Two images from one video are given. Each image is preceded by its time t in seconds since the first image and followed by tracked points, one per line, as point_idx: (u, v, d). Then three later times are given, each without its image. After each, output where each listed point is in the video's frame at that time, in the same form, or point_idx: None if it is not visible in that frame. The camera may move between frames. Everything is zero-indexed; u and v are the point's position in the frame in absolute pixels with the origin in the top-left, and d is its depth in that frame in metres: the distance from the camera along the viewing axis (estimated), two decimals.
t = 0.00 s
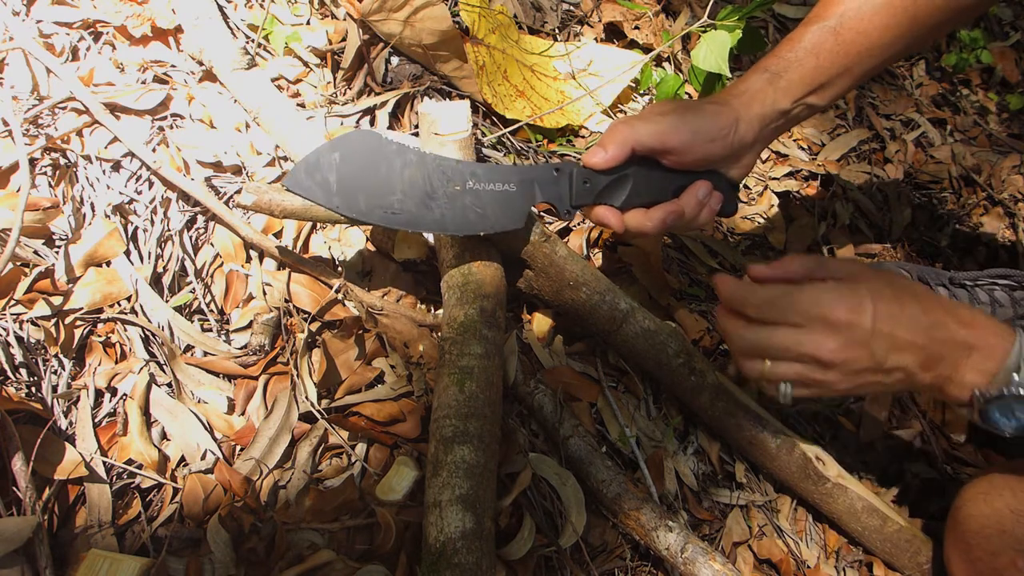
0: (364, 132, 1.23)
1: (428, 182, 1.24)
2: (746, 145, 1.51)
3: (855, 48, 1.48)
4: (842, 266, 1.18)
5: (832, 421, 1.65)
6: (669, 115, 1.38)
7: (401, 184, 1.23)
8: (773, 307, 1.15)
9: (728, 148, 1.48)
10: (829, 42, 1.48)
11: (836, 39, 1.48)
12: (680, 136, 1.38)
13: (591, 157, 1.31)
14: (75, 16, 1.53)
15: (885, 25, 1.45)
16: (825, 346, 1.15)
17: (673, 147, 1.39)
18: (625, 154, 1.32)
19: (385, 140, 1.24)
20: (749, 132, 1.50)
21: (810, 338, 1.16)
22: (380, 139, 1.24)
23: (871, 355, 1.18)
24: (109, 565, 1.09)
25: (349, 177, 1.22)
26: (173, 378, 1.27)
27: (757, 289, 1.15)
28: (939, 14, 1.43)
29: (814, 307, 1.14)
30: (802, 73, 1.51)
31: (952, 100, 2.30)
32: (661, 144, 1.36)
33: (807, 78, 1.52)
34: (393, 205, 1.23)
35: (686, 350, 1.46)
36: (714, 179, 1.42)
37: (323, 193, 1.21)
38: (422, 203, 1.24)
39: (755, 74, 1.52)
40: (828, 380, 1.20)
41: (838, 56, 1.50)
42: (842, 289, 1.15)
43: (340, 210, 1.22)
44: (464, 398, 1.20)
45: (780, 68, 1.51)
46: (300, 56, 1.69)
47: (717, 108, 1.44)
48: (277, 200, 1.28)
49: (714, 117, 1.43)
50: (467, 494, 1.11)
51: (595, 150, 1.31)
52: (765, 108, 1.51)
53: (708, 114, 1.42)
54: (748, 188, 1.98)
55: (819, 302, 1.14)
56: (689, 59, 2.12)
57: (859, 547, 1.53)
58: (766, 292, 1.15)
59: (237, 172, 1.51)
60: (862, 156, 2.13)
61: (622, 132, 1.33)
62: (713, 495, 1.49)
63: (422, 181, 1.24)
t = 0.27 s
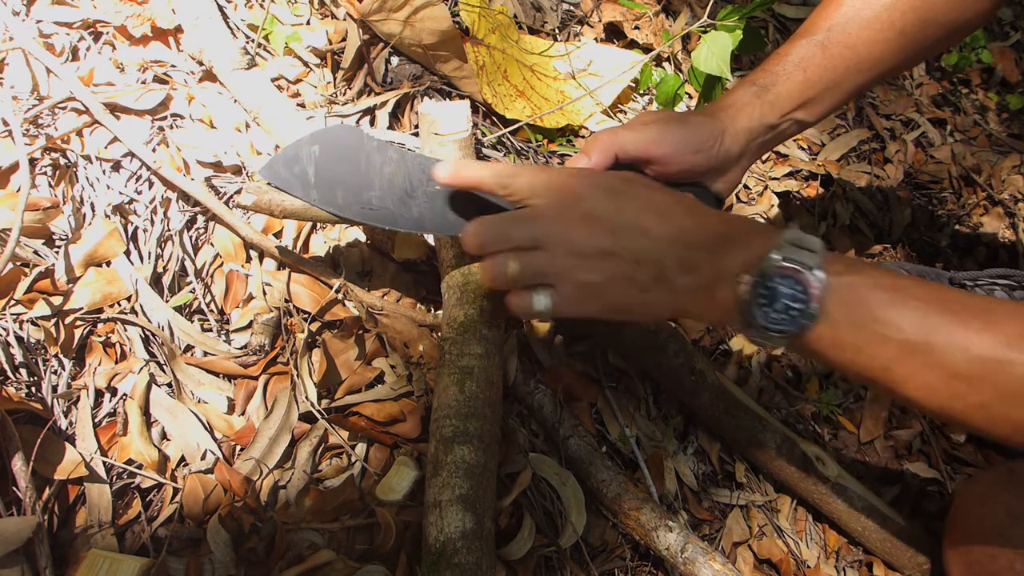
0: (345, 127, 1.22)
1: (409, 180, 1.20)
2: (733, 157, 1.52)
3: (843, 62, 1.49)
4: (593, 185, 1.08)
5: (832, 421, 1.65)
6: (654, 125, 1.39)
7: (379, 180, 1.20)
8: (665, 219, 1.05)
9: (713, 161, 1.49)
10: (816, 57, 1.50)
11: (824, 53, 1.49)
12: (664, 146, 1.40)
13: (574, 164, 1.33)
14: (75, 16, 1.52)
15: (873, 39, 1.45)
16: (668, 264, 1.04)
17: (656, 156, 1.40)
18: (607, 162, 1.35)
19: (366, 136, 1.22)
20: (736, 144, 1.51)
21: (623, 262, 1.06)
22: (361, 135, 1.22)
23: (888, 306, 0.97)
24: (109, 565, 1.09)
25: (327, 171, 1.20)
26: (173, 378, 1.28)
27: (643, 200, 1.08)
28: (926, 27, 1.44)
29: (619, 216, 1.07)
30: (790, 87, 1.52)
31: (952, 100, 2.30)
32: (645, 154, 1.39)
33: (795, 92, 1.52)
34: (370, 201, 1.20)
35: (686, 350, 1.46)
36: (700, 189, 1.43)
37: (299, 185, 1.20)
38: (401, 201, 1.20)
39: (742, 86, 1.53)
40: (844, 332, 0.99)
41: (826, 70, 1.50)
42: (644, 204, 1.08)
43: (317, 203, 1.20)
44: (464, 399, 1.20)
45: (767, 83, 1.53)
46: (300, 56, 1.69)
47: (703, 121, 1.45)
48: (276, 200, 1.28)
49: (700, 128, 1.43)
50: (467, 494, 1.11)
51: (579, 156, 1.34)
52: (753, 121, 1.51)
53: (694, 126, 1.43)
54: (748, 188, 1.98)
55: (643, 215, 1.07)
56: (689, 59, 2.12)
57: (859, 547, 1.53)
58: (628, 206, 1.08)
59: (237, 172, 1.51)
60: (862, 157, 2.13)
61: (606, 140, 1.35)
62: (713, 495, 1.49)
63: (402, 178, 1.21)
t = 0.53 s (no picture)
0: (344, 130, 1.25)
1: (406, 182, 1.26)
2: (727, 164, 1.52)
3: (836, 66, 1.49)
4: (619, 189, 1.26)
5: (831, 421, 1.65)
6: (648, 132, 1.40)
7: (377, 183, 1.24)
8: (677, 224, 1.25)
9: (705, 168, 1.48)
10: (810, 61, 1.50)
11: (817, 58, 1.49)
12: (657, 153, 1.41)
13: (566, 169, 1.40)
14: (75, 16, 1.52)
15: (864, 43, 1.47)
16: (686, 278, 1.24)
17: (649, 163, 1.41)
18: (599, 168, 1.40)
19: (364, 140, 1.26)
20: (730, 150, 1.50)
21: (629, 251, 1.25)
22: (359, 138, 1.25)
23: (901, 335, 1.09)
24: (109, 565, 1.09)
25: (327, 172, 1.22)
26: (173, 378, 1.28)
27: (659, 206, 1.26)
28: (918, 31, 1.46)
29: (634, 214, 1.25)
30: (783, 92, 1.51)
31: (952, 100, 2.30)
32: (638, 160, 1.40)
33: (788, 97, 1.51)
34: (368, 203, 1.23)
35: (686, 350, 1.46)
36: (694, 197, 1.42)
37: (299, 185, 1.21)
38: (398, 203, 1.25)
39: (736, 92, 1.52)
40: (857, 351, 1.12)
41: (819, 74, 1.50)
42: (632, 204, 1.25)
43: (316, 204, 1.21)
44: (464, 399, 1.20)
45: (760, 88, 1.52)
46: (300, 56, 1.69)
47: (696, 127, 1.44)
48: (276, 200, 1.28)
49: (693, 135, 1.43)
50: (467, 494, 1.11)
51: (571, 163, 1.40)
52: (746, 127, 1.50)
53: (687, 133, 1.42)
54: (748, 188, 1.98)
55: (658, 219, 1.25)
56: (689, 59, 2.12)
57: (859, 547, 1.53)
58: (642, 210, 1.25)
59: (237, 172, 1.51)
60: (862, 156, 2.13)
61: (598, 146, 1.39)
62: (713, 495, 1.49)
63: (399, 181, 1.25)
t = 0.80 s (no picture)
0: (343, 131, 1.23)
1: (406, 183, 1.23)
2: (727, 164, 1.52)
3: (839, 65, 1.49)
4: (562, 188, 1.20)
5: (831, 421, 1.65)
6: (649, 131, 1.38)
7: (376, 184, 1.22)
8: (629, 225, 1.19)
9: (706, 167, 1.49)
10: (813, 60, 1.50)
11: (821, 57, 1.49)
12: (660, 152, 1.39)
13: (568, 170, 1.34)
14: (75, 16, 1.52)
15: (867, 41, 1.47)
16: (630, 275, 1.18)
17: (651, 162, 1.39)
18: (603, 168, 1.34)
19: (363, 140, 1.24)
20: (731, 150, 1.50)
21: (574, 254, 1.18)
22: (358, 138, 1.23)
23: (853, 314, 1.07)
24: (109, 565, 1.09)
25: (326, 173, 1.20)
26: (173, 378, 1.28)
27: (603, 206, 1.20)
28: (920, 30, 1.46)
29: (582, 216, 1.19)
30: (786, 91, 1.51)
31: (952, 100, 2.30)
32: (640, 161, 1.37)
33: (791, 96, 1.52)
34: (367, 204, 1.21)
35: (686, 350, 1.46)
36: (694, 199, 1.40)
37: (297, 187, 1.19)
38: (398, 204, 1.22)
39: (738, 91, 1.52)
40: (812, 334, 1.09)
41: (823, 73, 1.50)
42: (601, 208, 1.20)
43: (315, 205, 1.20)
44: (464, 399, 1.20)
45: (764, 87, 1.52)
46: (300, 56, 1.69)
47: (698, 127, 1.44)
48: (276, 200, 1.28)
49: (694, 135, 1.43)
50: (467, 494, 1.11)
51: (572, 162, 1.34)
52: (748, 126, 1.51)
53: (689, 132, 1.43)
54: (748, 188, 1.98)
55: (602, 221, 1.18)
56: (689, 59, 2.12)
57: (859, 547, 1.53)
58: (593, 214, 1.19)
59: (237, 172, 1.51)
60: (862, 156, 2.13)
61: (600, 146, 1.34)
62: (713, 495, 1.50)
63: (399, 182, 1.22)
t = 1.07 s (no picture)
0: (331, 134, 1.25)
1: (395, 186, 1.27)
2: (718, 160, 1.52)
3: (830, 63, 1.49)
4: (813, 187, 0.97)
5: (831, 421, 1.65)
6: (639, 129, 1.42)
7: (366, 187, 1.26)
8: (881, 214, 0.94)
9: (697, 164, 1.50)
10: (804, 57, 1.50)
11: (811, 54, 1.49)
12: (649, 148, 1.42)
13: (561, 170, 1.34)
14: (75, 15, 1.52)
15: (859, 40, 1.47)
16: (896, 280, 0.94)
17: (641, 159, 1.42)
18: (594, 168, 1.36)
19: (351, 143, 1.27)
20: (721, 146, 1.52)
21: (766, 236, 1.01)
22: (346, 142, 1.26)
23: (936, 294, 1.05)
24: (109, 565, 1.09)
25: (317, 178, 1.24)
26: (173, 378, 1.28)
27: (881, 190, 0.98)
28: (914, 30, 1.46)
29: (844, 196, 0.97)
30: (776, 87, 1.52)
31: (952, 100, 2.29)
32: (630, 157, 1.41)
33: (781, 93, 1.52)
34: (356, 208, 1.25)
35: (686, 350, 1.46)
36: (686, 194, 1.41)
37: (288, 193, 1.23)
38: (387, 207, 1.26)
39: (729, 88, 1.54)
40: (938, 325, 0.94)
41: (813, 70, 1.50)
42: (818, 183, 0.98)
43: (306, 210, 1.23)
44: (464, 398, 1.20)
45: (754, 83, 1.53)
46: (300, 56, 1.69)
47: (688, 124, 1.47)
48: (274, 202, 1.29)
49: (684, 132, 1.45)
50: (467, 494, 1.11)
51: (564, 163, 1.35)
52: (739, 122, 1.51)
53: (680, 128, 1.45)
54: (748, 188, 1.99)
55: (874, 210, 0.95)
56: (689, 59, 2.12)
57: (859, 547, 1.53)
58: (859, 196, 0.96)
59: (236, 172, 1.51)
60: (862, 156, 2.13)
61: (590, 145, 1.37)
62: (713, 495, 1.50)
63: (388, 185, 1.27)
